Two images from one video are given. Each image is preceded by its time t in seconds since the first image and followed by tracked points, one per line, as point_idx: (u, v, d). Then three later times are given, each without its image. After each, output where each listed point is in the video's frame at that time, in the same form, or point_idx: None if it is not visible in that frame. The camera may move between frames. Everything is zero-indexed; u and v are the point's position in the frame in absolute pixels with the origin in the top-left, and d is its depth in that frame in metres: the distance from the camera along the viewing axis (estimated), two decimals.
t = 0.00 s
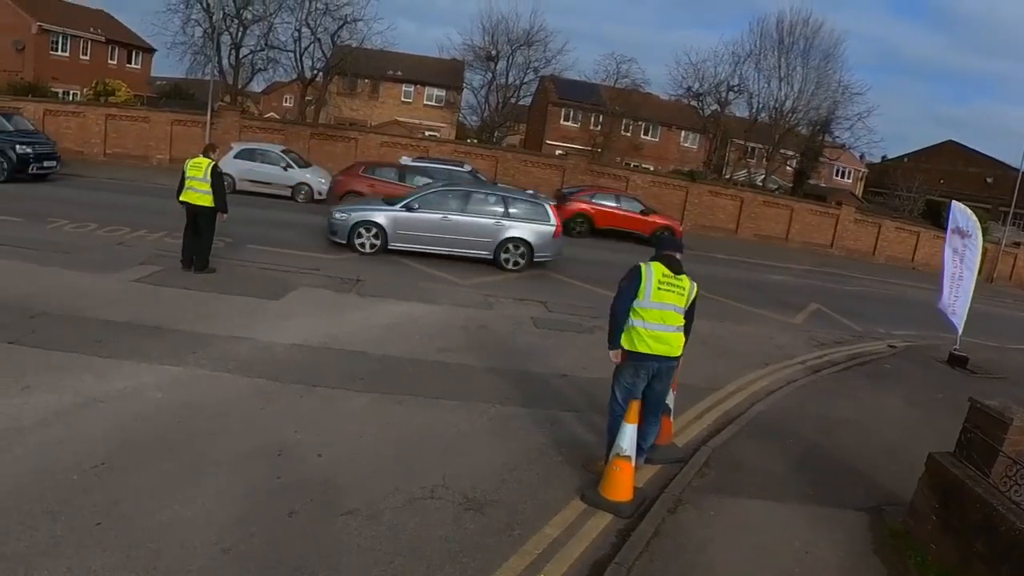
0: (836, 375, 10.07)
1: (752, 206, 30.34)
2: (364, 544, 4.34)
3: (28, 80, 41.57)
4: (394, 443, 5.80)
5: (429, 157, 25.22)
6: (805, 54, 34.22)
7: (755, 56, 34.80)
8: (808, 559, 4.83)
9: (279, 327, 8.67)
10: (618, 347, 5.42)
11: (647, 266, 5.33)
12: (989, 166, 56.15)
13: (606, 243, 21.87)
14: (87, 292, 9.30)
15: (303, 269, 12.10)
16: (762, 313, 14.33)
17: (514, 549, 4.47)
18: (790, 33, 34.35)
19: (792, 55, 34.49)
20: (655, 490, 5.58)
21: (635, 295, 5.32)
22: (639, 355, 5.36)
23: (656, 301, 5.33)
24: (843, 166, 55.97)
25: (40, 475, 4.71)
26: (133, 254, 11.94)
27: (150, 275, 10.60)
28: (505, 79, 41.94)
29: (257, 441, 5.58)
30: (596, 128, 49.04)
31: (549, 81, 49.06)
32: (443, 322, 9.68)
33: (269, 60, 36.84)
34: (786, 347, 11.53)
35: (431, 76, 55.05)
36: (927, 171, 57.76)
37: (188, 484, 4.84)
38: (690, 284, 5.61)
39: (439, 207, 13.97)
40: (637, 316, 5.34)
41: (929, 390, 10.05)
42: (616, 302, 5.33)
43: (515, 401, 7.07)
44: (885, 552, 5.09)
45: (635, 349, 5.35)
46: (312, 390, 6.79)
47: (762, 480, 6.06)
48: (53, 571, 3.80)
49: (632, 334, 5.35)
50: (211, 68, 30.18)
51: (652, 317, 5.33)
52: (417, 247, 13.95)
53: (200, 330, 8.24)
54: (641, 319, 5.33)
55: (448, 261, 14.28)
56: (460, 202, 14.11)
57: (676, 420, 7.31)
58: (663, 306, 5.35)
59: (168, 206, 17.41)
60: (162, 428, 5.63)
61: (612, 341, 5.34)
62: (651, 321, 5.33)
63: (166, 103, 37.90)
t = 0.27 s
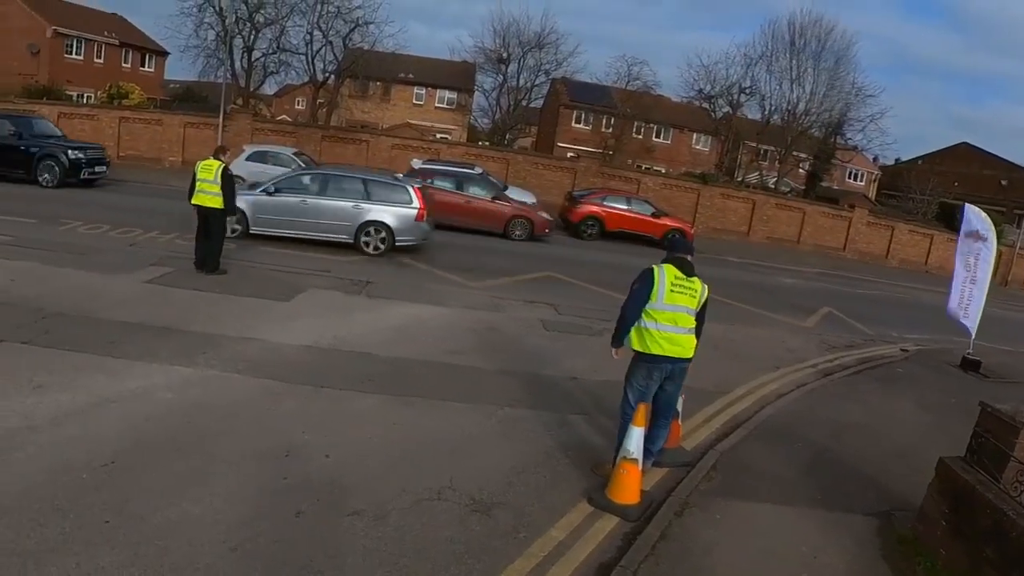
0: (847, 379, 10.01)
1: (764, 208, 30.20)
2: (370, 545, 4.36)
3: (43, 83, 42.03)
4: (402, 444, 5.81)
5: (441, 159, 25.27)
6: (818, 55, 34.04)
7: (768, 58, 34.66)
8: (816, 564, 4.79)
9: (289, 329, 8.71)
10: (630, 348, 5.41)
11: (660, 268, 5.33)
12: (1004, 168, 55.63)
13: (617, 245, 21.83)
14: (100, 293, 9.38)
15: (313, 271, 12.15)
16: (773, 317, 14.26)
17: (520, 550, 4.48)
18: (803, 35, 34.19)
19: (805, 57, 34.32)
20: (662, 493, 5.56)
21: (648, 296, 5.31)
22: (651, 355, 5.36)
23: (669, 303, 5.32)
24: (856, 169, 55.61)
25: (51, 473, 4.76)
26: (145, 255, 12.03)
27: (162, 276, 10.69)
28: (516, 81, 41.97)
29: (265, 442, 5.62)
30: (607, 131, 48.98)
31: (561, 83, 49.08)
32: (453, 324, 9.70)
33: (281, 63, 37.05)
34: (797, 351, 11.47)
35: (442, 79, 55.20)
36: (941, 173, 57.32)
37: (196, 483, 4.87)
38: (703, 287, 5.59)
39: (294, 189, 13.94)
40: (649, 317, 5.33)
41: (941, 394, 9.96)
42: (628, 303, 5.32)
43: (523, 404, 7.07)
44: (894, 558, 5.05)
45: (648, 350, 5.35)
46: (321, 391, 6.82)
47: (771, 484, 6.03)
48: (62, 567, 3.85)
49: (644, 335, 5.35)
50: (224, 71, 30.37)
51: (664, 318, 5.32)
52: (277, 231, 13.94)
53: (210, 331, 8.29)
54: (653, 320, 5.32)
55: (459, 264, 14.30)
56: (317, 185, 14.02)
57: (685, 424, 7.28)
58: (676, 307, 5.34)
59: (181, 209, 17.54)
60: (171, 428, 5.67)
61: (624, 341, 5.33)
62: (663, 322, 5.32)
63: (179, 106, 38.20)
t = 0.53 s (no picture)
0: (861, 384, 9.96)
1: (777, 211, 30.09)
2: (385, 547, 4.39)
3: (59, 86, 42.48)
4: (415, 446, 5.85)
5: (453, 162, 25.34)
6: (832, 57, 33.89)
7: (781, 60, 34.55)
8: (830, 568, 4.78)
9: (303, 331, 8.77)
10: (647, 352, 5.43)
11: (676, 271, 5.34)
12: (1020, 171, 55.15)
13: (628, 248, 21.81)
14: (116, 294, 9.49)
15: (326, 273, 12.22)
16: (786, 321, 14.20)
17: (533, 553, 4.50)
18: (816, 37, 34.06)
19: (819, 59, 34.19)
20: (676, 498, 5.56)
21: (664, 300, 5.32)
22: (668, 360, 5.37)
23: (685, 307, 5.33)
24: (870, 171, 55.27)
25: (70, 473, 4.83)
26: (161, 257, 12.14)
27: (177, 278, 10.79)
28: (528, 84, 42.02)
29: (280, 443, 5.66)
30: (619, 133, 48.93)
31: (573, 85, 49.12)
32: (465, 327, 9.74)
33: (294, 66, 37.27)
34: (810, 355, 11.42)
35: (454, 82, 55.35)
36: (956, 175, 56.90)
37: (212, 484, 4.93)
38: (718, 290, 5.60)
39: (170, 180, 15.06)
40: (665, 321, 5.34)
41: (956, 399, 9.90)
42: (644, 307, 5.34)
43: (537, 407, 7.09)
44: (908, 563, 5.03)
45: (664, 354, 5.36)
46: (335, 393, 6.87)
47: (784, 488, 6.02)
48: (81, 566, 3.91)
49: (661, 339, 5.36)
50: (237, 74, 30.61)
51: (681, 322, 5.33)
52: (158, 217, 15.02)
53: (225, 333, 8.37)
54: (669, 324, 5.33)
55: (471, 266, 14.34)
56: (184, 171, 15.09)
57: (698, 428, 7.28)
58: (692, 311, 5.34)
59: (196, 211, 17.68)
60: (187, 429, 5.74)
61: (641, 345, 5.34)
62: (679, 326, 5.33)
63: (194, 109, 38.51)
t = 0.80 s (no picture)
0: (877, 388, 9.87)
1: (791, 214, 29.93)
2: (400, 551, 4.38)
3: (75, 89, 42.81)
4: (430, 450, 5.85)
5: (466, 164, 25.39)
6: (846, 58, 33.68)
7: (795, 62, 34.39)
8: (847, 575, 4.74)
9: (317, 333, 8.79)
10: (665, 356, 5.40)
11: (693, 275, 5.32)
12: None
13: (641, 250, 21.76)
14: (131, 296, 9.55)
15: (340, 275, 12.25)
16: (801, 324, 14.11)
17: (549, 558, 4.48)
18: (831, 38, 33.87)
19: (833, 61, 34.01)
20: (692, 503, 5.53)
21: (682, 304, 5.29)
22: (686, 364, 5.34)
23: (703, 311, 5.30)
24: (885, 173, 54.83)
25: (87, 474, 4.86)
26: (175, 259, 12.22)
27: (191, 279, 10.86)
28: (541, 86, 42.01)
29: (295, 446, 5.68)
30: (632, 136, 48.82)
31: (586, 87, 49.10)
32: (479, 329, 9.73)
33: (307, 68, 37.43)
34: (825, 359, 11.33)
35: (466, 84, 55.40)
36: (972, 178, 56.42)
37: (227, 486, 4.94)
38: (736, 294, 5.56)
39: (55, 167, 14.97)
40: (683, 325, 5.32)
41: (974, 404, 9.79)
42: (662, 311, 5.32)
43: (552, 410, 7.07)
44: (927, 569, 4.98)
45: (682, 358, 5.34)
46: (349, 396, 6.88)
47: (801, 494, 5.97)
48: (98, 567, 3.93)
49: (679, 342, 5.34)
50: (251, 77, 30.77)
51: (699, 325, 5.30)
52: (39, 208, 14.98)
53: (240, 335, 8.40)
54: (687, 328, 5.31)
55: (484, 269, 14.33)
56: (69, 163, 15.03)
57: (714, 433, 7.23)
58: (710, 315, 5.31)
59: (211, 213, 17.78)
60: (203, 431, 5.76)
61: (659, 349, 5.33)
62: (697, 330, 5.30)
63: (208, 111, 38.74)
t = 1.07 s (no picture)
0: (891, 392, 9.81)
1: (804, 216, 29.81)
2: (412, 552, 4.40)
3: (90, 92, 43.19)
4: (442, 451, 5.88)
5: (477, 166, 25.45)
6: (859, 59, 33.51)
7: (808, 63, 34.23)
8: None
9: (329, 335, 8.84)
10: (679, 359, 5.40)
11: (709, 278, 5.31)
12: None
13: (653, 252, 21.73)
14: (146, 297, 9.65)
15: (352, 277, 12.32)
16: (814, 327, 14.04)
17: (561, 560, 4.49)
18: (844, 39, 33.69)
19: (847, 62, 33.82)
20: (704, 506, 5.52)
21: (698, 308, 5.28)
22: (700, 367, 5.34)
23: (720, 315, 5.29)
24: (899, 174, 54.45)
25: (103, 474, 4.93)
26: (189, 260, 12.32)
27: (205, 281, 10.95)
28: (553, 88, 42.04)
29: (308, 447, 5.72)
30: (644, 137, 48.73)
31: (597, 89, 49.07)
32: (491, 332, 9.75)
33: (320, 71, 37.62)
34: (838, 362, 11.26)
35: (478, 86, 55.49)
36: (987, 180, 55.93)
37: (240, 487, 4.98)
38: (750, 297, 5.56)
39: None
40: (699, 329, 5.31)
41: (989, 408, 9.71)
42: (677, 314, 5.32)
43: (563, 413, 7.08)
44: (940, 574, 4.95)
45: (698, 362, 5.33)
46: (362, 398, 6.91)
47: (814, 497, 5.95)
48: (113, 566, 3.98)
49: (694, 346, 5.33)
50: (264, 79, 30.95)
51: (714, 329, 5.29)
52: None
53: (253, 336, 8.47)
54: (703, 332, 5.30)
55: (496, 271, 14.36)
56: None
57: (726, 436, 7.22)
58: (726, 319, 5.31)
59: (224, 214, 17.91)
60: (217, 431, 5.81)
61: (674, 352, 5.32)
62: (712, 333, 5.30)
63: (221, 114, 38.99)
